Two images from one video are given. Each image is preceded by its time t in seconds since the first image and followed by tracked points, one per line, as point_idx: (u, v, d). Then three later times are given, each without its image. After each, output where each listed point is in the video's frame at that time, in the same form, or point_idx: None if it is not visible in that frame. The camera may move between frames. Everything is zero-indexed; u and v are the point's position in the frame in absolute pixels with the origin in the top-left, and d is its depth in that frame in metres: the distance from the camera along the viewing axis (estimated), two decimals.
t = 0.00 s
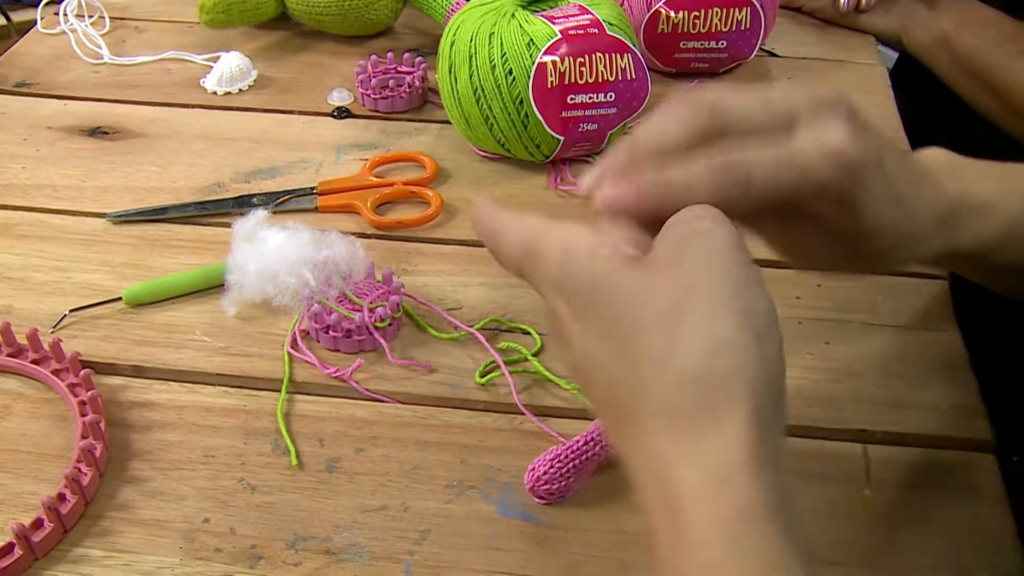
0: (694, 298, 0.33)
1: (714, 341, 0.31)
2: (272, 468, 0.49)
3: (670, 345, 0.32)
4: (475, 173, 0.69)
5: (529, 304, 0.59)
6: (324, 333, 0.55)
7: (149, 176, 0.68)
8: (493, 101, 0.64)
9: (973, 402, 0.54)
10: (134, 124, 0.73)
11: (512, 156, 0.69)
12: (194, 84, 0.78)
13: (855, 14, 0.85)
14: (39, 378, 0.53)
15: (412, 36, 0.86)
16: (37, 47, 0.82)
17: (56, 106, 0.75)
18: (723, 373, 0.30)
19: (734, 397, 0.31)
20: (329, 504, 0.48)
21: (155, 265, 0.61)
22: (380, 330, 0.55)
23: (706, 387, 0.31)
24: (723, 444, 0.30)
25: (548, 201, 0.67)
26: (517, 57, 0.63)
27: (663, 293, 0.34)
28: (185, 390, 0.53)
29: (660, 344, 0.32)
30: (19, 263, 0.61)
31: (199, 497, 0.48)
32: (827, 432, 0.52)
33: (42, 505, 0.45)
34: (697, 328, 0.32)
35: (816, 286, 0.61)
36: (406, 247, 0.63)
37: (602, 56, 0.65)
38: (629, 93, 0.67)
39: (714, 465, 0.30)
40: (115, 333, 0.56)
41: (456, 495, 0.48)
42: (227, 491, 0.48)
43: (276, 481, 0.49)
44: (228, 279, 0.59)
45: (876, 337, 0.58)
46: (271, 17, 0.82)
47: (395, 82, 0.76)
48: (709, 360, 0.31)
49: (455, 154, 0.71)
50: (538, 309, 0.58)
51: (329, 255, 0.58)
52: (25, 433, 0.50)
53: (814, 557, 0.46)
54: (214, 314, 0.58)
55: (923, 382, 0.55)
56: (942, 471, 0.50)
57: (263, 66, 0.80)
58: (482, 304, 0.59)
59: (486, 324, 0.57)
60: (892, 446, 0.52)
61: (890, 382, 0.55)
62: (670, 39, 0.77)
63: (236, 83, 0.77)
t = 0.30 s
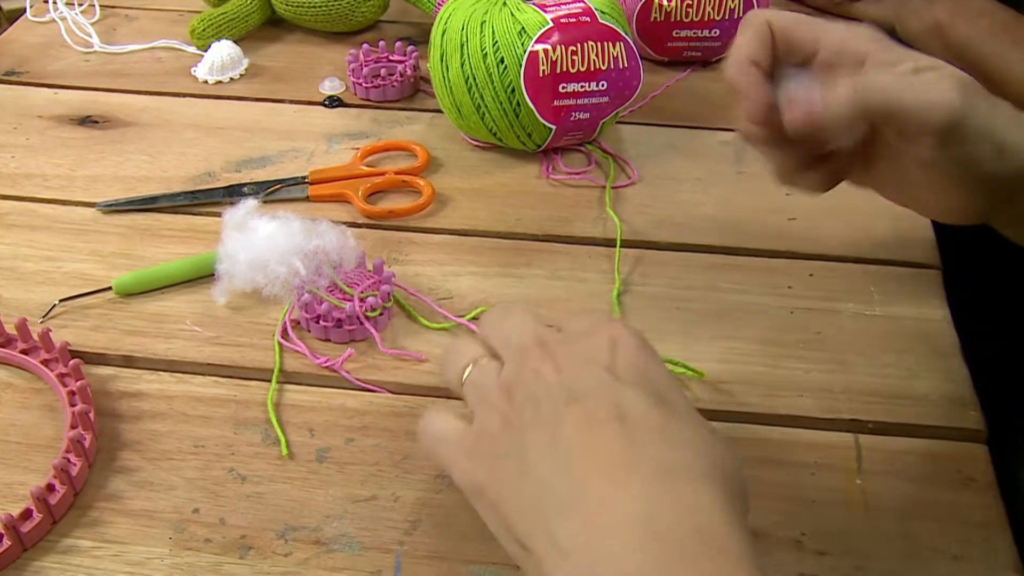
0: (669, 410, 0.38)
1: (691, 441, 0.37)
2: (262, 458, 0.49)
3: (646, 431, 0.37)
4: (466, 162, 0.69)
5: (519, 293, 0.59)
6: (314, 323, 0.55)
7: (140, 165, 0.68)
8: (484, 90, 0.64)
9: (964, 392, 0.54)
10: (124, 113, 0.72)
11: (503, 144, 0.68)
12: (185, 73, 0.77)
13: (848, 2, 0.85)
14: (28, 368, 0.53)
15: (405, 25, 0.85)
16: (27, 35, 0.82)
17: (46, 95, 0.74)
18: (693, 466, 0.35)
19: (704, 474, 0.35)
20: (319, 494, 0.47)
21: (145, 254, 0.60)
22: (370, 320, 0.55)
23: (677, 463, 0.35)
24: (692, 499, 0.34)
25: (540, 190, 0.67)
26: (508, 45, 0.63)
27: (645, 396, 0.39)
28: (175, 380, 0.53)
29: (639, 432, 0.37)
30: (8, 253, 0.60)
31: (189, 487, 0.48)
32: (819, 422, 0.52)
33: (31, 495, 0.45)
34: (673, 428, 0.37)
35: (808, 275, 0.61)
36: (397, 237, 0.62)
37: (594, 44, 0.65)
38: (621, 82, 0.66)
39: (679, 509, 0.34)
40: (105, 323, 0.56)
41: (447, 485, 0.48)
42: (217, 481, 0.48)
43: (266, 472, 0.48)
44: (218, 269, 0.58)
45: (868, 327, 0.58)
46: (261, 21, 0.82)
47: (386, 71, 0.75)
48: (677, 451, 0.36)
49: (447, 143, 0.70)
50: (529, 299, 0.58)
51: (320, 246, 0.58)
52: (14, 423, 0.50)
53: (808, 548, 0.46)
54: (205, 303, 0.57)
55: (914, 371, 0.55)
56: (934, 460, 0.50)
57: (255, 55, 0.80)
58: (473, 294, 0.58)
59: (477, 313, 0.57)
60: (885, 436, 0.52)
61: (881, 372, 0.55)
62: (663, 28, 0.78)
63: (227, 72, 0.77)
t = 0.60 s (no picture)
0: (587, 373, 0.38)
1: (607, 406, 0.37)
2: (259, 457, 0.49)
3: (568, 423, 0.37)
4: (463, 159, 0.69)
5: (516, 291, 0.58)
6: (310, 321, 0.55)
7: (135, 163, 0.67)
8: (481, 87, 0.64)
9: (962, 390, 0.54)
10: (120, 110, 0.72)
11: (501, 141, 0.68)
12: (180, 70, 0.77)
13: None
14: (23, 367, 0.53)
15: (401, 21, 0.85)
16: (22, 33, 0.81)
17: (41, 92, 0.74)
18: (610, 447, 0.36)
19: (623, 443, 0.36)
20: (315, 493, 0.47)
21: (141, 252, 0.60)
22: (367, 318, 0.55)
23: (594, 452, 0.36)
24: (622, 483, 0.35)
25: (537, 187, 0.67)
26: (505, 42, 0.62)
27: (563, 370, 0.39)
28: (170, 379, 0.53)
29: (564, 422, 0.38)
30: (3, 251, 0.60)
31: (185, 487, 0.47)
32: (818, 420, 0.52)
33: (25, 495, 0.45)
34: (590, 400, 0.37)
35: (806, 272, 0.61)
36: (394, 234, 0.62)
37: (591, 41, 0.64)
38: (618, 78, 0.66)
39: (624, 483, 0.35)
40: (100, 322, 0.56)
41: (444, 484, 0.48)
42: (213, 480, 0.48)
43: (262, 471, 0.48)
44: (214, 267, 0.58)
45: (866, 324, 0.58)
46: (258, 14, 0.82)
47: (383, 68, 0.75)
48: (594, 437, 0.36)
49: (444, 140, 0.70)
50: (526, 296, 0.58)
51: (316, 243, 0.57)
52: (8, 423, 0.50)
53: (806, 547, 0.46)
54: (201, 302, 0.57)
55: (912, 368, 0.55)
56: (933, 458, 0.50)
57: (251, 52, 0.80)
58: (471, 292, 0.58)
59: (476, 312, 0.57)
60: (884, 434, 0.52)
61: (879, 369, 0.55)
62: (660, 24, 0.77)
63: (223, 69, 0.76)
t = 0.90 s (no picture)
0: (563, 412, 0.39)
1: (587, 439, 0.38)
2: (251, 464, 0.49)
3: (552, 460, 0.39)
4: (455, 164, 0.69)
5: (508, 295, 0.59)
6: (302, 327, 0.55)
7: (128, 170, 0.67)
8: (472, 92, 0.64)
9: (954, 391, 0.54)
10: (112, 117, 0.72)
11: (493, 145, 0.68)
12: (173, 76, 0.77)
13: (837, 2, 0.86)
14: (14, 376, 0.52)
15: (394, 26, 0.85)
16: (14, 40, 0.82)
17: (33, 100, 0.74)
18: (591, 478, 0.37)
19: (604, 473, 0.37)
20: (308, 499, 0.47)
21: (133, 259, 0.60)
22: (359, 323, 0.55)
23: (577, 485, 0.37)
24: (608, 511, 0.36)
25: (529, 192, 0.67)
26: (496, 47, 0.63)
27: (542, 410, 0.40)
28: (163, 386, 0.53)
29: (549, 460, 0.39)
30: None
31: (177, 494, 0.47)
32: (810, 423, 0.52)
33: (17, 504, 0.45)
34: (569, 435, 0.38)
35: (798, 274, 0.61)
36: (387, 239, 0.62)
37: (582, 45, 0.64)
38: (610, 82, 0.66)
39: (615, 516, 0.36)
40: (93, 329, 0.56)
41: (436, 489, 0.48)
42: (206, 487, 0.48)
43: (255, 477, 0.48)
44: (206, 274, 0.58)
45: (858, 327, 0.58)
46: (249, 20, 0.82)
47: (375, 73, 0.75)
48: (574, 471, 0.38)
49: (436, 145, 0.70)
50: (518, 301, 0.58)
51: (308, 249, 0.57)
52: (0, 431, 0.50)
53: (798, 549, 0.46)
54: (193, 309, 0.57)
55: (903, 369, 0.55)
56: (925, 458, 0.50)
57: (243, 58, 0.80)
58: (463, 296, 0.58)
59: (469, 317, 0.57)
60: (876, 436, 0.52)
61: (872, 371, 0.55)
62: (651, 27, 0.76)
63: (215, 75, 0.76)
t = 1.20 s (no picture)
0: (580, 398, 0.39)
1: (602, 427, 0.38)
2: (228, 472, 0.49)
3: (562, 445, 0.38)
4: (434, 171, 0.69)
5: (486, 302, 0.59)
6: (280, 335, 0.55)
7: (107, 178, 0.67)
8: (451, 99, 0.64)
9: (930, 393, 0.54)
10: (90, 126, 0.72)
11: (471, 153, 0.68)
12: (152, 85, 0.77)
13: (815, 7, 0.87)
14: None
15: (374, 33, 0.85)
16: None
17: (12, 109, 0.74)
18: (612, 465, 0.37)
19: (623, 461, 0.37)
20: (285, 507, 0.47)
21: (111, 268, 0.60)
22: (337, 331, 0.55)
23: (598, 468, 0.37)
24: (627, 497, 0.36)
25: (508, 198, 0.67)
26: (474, 54, 0.63)
27: (553, 395, 0.39)
28: (140, 395, 0.52)
29: (557, 445, 0.38)
30: None
31: (154, 503, 0.47)
32: (786, 427, 0.52)
33: None
34: (587, 420, 0.38)
35: (776, 279, 0.61)
36: (365, 247, 0.62)
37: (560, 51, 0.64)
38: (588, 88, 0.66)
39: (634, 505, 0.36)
40: (70, 339, 0.56)
41: (414, 496, 0.48)
42: (183, 497, 0.48)
43: (232, 486, 0.48)
44: (184, 282, 0.58)
45: (836, 330, 0.58)
46: (228, 28, 0.82)
47: (354, 81, 0.75)
48: (591, 457, 0.37)
49: (415, 152, 0.70)
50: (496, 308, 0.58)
51: (286, 257, 0.57)
52: None
53: (775, 553, 0.46)
54: (171, 317, 0.57)
55: (879, 373, 0.55)
56: (901, 461, 0.50)
57: (223, 66, 0.80)
58: (441, 303, 0.58)
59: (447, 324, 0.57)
60: (854, 439, 0.52)
61: (850, 374, 0.55)
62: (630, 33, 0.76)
63: (195, 83, 0.76)
